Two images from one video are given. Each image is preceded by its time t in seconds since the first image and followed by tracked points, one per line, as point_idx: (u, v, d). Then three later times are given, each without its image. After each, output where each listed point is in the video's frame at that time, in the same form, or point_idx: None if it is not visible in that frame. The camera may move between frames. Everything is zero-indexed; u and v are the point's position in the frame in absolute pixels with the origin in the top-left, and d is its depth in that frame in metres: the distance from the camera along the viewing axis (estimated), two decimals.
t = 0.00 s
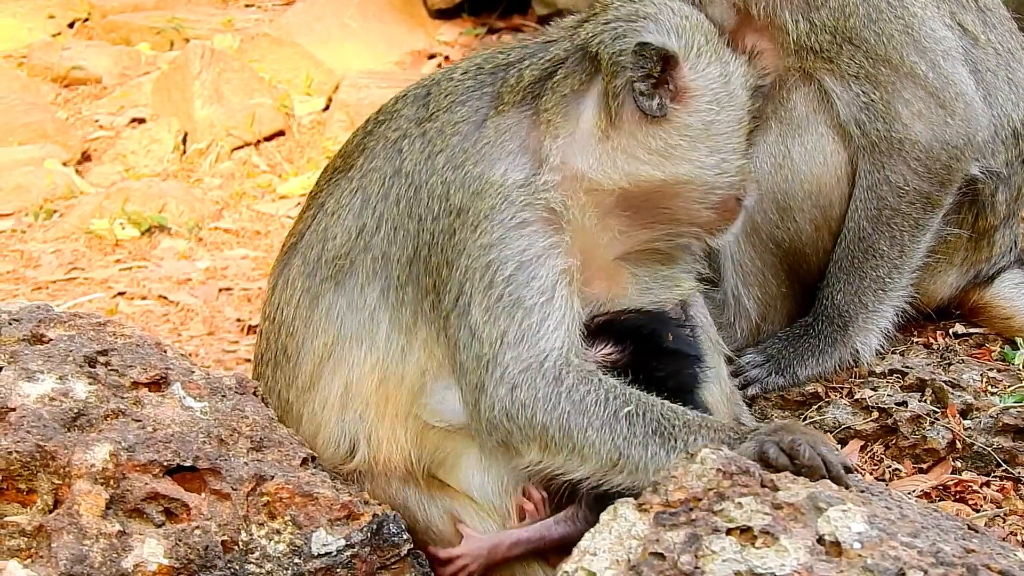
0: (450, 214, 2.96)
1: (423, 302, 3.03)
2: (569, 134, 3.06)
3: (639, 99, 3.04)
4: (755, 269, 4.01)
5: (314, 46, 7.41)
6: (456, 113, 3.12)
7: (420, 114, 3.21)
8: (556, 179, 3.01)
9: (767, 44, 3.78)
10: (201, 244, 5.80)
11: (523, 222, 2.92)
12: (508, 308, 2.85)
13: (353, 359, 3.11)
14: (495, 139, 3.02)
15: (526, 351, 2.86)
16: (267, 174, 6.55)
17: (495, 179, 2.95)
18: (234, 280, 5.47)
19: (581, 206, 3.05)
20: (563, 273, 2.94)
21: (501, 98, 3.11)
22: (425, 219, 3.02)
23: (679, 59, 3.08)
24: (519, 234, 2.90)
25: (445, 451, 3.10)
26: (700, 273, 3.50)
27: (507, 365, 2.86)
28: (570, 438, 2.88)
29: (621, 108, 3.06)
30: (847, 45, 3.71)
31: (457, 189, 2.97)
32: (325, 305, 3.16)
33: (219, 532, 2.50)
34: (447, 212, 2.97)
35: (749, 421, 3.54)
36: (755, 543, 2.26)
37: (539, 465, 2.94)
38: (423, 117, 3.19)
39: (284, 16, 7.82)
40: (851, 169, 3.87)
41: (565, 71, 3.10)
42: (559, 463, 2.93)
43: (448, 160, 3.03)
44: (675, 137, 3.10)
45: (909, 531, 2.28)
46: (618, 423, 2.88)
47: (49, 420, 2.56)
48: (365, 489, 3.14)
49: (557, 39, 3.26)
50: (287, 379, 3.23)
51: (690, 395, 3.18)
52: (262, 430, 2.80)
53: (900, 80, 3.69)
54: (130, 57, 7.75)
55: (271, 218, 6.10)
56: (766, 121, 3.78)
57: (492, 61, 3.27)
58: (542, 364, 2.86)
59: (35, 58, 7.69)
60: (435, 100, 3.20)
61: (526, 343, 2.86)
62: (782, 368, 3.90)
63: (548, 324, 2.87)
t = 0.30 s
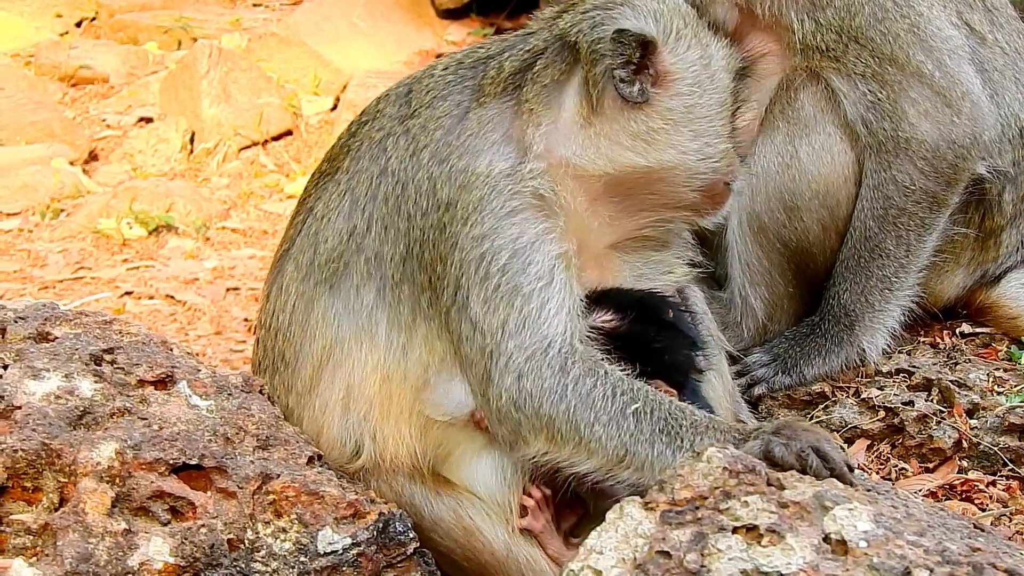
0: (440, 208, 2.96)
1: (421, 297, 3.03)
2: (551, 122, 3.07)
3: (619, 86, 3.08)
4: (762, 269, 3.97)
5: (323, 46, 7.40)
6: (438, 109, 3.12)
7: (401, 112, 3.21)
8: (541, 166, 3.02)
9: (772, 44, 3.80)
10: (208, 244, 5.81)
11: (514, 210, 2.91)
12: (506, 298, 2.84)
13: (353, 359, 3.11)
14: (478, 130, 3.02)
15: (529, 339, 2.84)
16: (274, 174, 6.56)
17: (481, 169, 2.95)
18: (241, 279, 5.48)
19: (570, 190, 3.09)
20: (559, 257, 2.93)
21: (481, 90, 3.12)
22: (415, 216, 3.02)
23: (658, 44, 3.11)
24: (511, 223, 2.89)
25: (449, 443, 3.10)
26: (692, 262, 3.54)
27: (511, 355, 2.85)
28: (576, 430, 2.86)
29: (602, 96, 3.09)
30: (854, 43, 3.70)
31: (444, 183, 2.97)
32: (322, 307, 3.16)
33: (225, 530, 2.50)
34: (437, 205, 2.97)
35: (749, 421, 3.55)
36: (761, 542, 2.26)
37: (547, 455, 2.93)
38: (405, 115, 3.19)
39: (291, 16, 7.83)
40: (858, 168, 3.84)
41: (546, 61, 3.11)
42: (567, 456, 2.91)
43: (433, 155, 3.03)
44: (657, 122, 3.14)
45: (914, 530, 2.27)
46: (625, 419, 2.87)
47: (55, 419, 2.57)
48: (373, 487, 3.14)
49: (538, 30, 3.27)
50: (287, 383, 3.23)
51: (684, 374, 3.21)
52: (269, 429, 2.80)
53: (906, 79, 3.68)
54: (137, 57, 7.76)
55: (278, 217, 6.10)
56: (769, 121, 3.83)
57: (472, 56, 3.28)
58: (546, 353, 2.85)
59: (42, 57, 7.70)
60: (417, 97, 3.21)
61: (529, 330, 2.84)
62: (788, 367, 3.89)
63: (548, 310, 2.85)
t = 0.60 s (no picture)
0: (453, 200, 3.05)
1: (436, 285, 3.07)
2: (562, 113, 3.20)
3: (627, 80, 3.24)
4: (762, 267, 3.93)
5: (322, 45, 7.40)
6: (449, 102, 3.23)
7: (410, 106, 3.31)
8: (557, 155, 3.15)
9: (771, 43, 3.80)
10: (207, 242, 5.81)
11: (530, 193, 3.03)
12: (528, 269, 2.90)
13: (358, 349, 3.13)
14: (489, 123, 3.14)
15: (554, 304, 2.87)
16: (273, 173, 6.56)
17: (496, 160, 3.06)
18: (240, 278, 5.48)
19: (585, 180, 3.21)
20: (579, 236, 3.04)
21: (489, 83, 3.24)
22: (427, 207, 3.10)
23: (663, 39, 3.28)
24: (529, 203, 3.01)
25: (448, 434, 3.10)
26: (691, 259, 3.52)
27: (537, 321, 2.85)
28: (614, 384, 2.77)
29: (609, 91, 3.23)
30: (852, 41, 3.70)
31: (457, 175, 3.07)
32: (329, 296, 3.19)
33: (226, 528, 2.50)
34: (450, 198, 3.06)
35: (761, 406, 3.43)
36: (761, 540, 2.25)
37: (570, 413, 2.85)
38: (415, 108, 3.29)
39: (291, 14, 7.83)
40: (858, 166, 3.82)
41: (553, 55, 3.25)
42: (603, 416, 2.78)
43: (445, 147, 3.13)
44: (663, 114, 3.29)
45: (916, 528, 2.27)
46: (665, 368, 2.80)
47: (56, 416, 2.56)
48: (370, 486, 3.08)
49: (542, 25, 3.40)
50: (288, 372, 3.24)
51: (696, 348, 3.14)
52: (269, 426, 2.80)
53: (906, 77, 3.68)
54: (137, 55, 7.76)
55: (277, 216, 6.10)
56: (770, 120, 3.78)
57: (479, 49, 3.40)
58: (574, 317, 2.86)
59: (41, 55, 7.69)
60: (425, 91, 3.32)
61: (553, 298, 2.88)
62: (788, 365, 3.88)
63: (571, 280, 2.91)
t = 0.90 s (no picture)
0: (469, 191, 3.05)
1: (452, 283, 3.10)
2: (583, 116, 3.16)
3: (648, 87, 3.18)
4: (762, 261, 3.95)
5: (321, 40, 7.40)
6: (469, 94, 3.21)
7: (431, 96, 3.29)
8: (575, 155, 3.12)
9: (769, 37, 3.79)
10: (206, 237, 5.81)
11: (553, 191, 3.00)
12: (556, 274, 2.93)
13: (369, 345, 3.14)
14: (510, 117, 3.11)
15: (586, 311, 2.94)
16: (272, 168, 6.55)
17: (515, 154, 3.05)
18: (239, 273, 5.47)
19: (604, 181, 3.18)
20: (603, 235, 3.04)
21: (515, 78, 3.22)
22: (443, 199, 3.09)
23: (692, 53, 3.23)
24: (552, 203, 2.98)
25: (461, 427, 3.17)
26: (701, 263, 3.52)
27: (570, 329, 2.93)
28: (649, 397, 2.95)
29: (632, 97, 3.18)
30: (850, 35, 3.69)
31: (473, 168, 3.06)
32: (340, 290, 3.17)
33: (224, 524, 2.50)
34: (466, 189, 3.06)
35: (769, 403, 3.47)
36: (760, 535, 2.26)
37: (610, 426, 2.98)
38: (434, 99, 3.27)
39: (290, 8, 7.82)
40: (858, 160, 3.82)
41: (581, 56, 3.21)
42: (634, 426, 2.97)
43: (463, 139, 3.12)
44: (681, 128, 3.25)
45: (915, 523, 2.27)
46: (700, 388, 2.95)
47: (54, 412, 2.56)
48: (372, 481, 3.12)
49: (574, 27, 3.37)
50: (300, 365, 3.22)
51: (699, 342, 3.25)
52: (268, 422, 2.80)
53: (904, 72, 3.66)
54: (136, 50, 7.75)
55: (276, 211, 6.09)
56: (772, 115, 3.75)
57: (507, 46, 3.37)
58: (607, 325, 2.94)
59: (40, 49, 7.67)
60: (446, 82, 3.29)
61: (582, 305, 2.94)
62: (787, 361, 3.85)
63: (601, 282, 2.96)
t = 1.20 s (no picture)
0: (461, 189, 3.05)
1: (445, 280, 3.10)
2: (575, 112, 3.16)
3: (641, 81, 3.18)
4: (759, 260, 3.95)
5: (322, 37, 7.37)
6: (461, 92, 3.21)
7: (422, 95, 3.29)
8: (566, 151, 3.11)
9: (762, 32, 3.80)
10: (206, 234, 5.81)
11: (545, 187, 3.01)
12: (551, 272, 2.93)
13: (366, 343, 3.14)
14: (502, 115, 3.11)
15: (581, 307, 2.94)
16: (272, 164, 6.55)
17: (506, 152, 3.04)
18: (238, 270, 5.48)
19: (597, 178, 3.18)
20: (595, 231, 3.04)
21: (509, 76, 3.22)
22: (435, 197, 3.09)
23: (683, 48, 3.24)
24: (544, 199, 2.99)
25: (455, 425, 3.17)
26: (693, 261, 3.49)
27: (565, 326, 2.94)
28: (644, 396, 2.95)
29: (625, 90, 3.18)
30: (841, 33, 3.70)
31: (465, 165, 3.06)
32: (335, 289, 3.17)
33: (222, 521, 2.51)
34: (457, 187, 3.05)
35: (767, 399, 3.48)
36: (757, 534, 2.26)
37: (606, 424, 2.98)
38: (426, 98, 3.27)
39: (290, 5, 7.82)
40: (854, 158, 3.82)
41: (574, 52, 3.22)
42: (631, 423, 2.97)
43: (454, 137, 3.11)
44: (672, 122, 3.25)
45: (911, 522, 2.28)
46: (696, 385, 2.96)
47: (52, 409, 2.56)
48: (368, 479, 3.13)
49: (567, 23, 3.38)
50: (296, 365, 3.21)
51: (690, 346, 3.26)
52: (266, 419, 2.81)
53: (898, 69, 3.67)
54: (135, 46, 7.75)
55: (276, 207, 6.09)
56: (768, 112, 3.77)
57: (500, 44, 3.36)
58: (602, 322, 2.95)
59: (40, 46, 7.67)
60: (438, 81, 3.29)
61: (578, 301, 2.94)
62: (785, 359, 3.84)
63: (595, 278, 2.96)
